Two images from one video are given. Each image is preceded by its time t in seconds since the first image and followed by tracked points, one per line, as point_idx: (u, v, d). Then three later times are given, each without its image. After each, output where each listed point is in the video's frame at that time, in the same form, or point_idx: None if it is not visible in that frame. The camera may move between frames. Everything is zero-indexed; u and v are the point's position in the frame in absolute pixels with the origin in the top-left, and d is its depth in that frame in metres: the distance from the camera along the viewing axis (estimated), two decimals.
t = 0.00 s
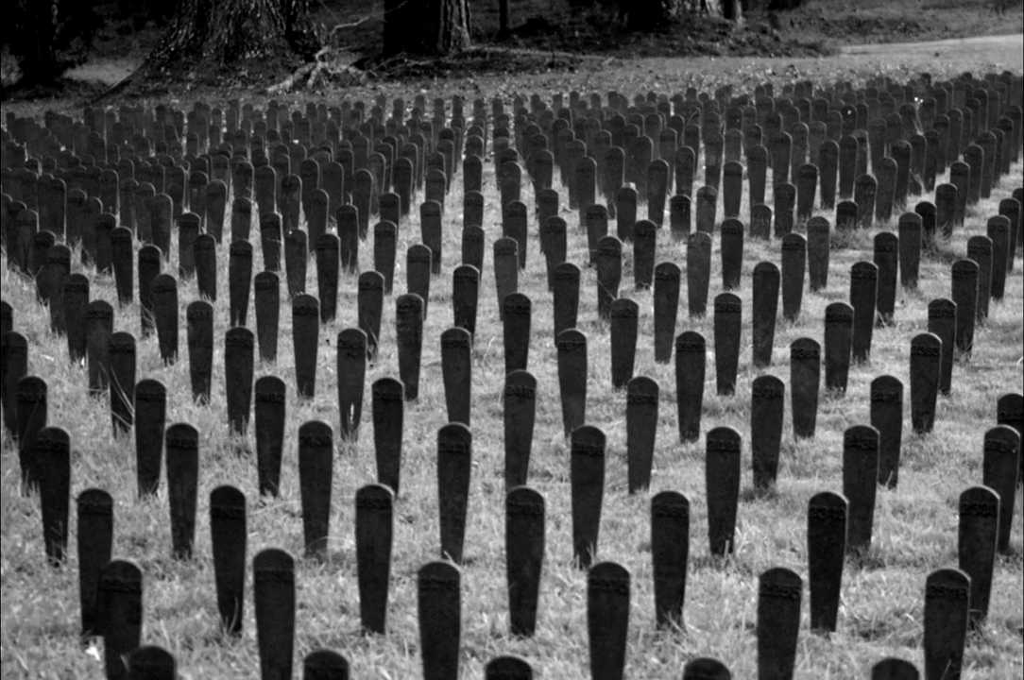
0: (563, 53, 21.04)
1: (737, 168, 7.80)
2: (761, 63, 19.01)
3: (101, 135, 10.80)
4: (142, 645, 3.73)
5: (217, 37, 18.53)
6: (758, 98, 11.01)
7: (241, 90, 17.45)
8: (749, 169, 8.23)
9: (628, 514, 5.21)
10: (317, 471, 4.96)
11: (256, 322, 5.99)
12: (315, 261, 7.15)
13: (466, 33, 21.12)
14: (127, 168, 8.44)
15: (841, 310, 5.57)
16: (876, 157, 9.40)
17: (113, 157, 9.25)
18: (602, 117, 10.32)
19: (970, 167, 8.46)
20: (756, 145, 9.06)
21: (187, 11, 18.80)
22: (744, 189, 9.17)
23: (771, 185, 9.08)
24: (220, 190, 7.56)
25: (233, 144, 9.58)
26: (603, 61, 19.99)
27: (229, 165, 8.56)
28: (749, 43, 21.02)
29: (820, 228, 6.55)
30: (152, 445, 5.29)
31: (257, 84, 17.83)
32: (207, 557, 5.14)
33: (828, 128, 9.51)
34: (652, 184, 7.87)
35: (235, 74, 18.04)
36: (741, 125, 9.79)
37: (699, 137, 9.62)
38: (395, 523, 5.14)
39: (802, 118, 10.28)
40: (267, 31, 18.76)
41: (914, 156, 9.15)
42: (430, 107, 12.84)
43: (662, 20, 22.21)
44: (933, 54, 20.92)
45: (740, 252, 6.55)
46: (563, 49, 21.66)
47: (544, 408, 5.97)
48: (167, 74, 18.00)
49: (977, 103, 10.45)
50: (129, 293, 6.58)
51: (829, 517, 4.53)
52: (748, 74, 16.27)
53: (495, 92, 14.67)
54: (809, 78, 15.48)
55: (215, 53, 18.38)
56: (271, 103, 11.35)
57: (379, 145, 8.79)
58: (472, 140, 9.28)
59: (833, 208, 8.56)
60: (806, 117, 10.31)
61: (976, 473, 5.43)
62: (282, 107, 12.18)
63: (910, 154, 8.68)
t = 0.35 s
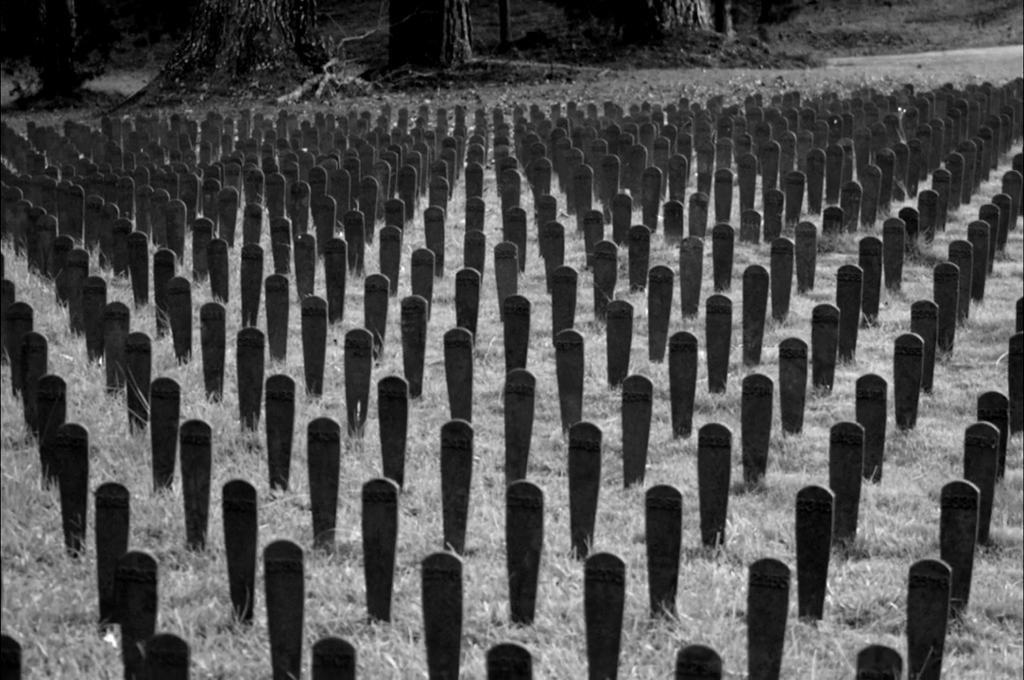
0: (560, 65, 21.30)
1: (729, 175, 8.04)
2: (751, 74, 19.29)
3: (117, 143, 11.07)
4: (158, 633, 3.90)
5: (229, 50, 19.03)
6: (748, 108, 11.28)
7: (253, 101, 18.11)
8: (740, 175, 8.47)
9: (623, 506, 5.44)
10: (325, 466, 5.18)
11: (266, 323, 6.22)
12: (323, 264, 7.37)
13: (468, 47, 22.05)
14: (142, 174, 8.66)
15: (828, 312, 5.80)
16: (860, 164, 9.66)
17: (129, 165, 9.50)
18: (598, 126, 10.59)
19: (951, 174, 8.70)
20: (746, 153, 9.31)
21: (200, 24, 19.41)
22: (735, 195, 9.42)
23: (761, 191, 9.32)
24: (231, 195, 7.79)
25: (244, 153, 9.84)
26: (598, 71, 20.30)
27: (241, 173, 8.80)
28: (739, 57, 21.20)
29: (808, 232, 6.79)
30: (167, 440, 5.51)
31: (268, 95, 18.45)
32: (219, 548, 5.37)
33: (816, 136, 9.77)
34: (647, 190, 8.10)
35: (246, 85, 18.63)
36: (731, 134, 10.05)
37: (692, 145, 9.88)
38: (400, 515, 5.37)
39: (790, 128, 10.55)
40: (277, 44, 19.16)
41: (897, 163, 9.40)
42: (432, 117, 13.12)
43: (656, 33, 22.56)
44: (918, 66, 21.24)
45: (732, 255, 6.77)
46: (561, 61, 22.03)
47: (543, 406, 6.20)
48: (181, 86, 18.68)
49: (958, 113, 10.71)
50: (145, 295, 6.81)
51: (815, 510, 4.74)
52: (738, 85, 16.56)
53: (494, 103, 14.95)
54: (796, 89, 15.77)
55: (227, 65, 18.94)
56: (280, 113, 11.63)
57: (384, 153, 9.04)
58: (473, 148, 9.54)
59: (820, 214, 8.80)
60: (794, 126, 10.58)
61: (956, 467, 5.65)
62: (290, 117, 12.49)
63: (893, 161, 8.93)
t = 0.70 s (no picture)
0: (556, 76, 21.60)
1: (720, 181, 8.28)
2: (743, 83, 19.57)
3: (132, 151, 11.35)
4: (173, 622, 4.10)
5: (241, 61, 19.64)
6: (738, 117, 11.55)
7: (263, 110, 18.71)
8: (731, 182, 8.71)
9: (619, 500, 5.66)
10: (333, 461, 5.40)
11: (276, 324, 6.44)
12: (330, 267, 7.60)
13: (471, 59, 22.43)
14: (156, 181, 8.89)
15: (816, 313, 6.02)
16: (846, 170, 9.91)
17: (144, 171, 9.77)
18: (595, 135, 10.86)
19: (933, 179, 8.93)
20: (736, 161, 9.55)
21: (213, 37, 20.09)
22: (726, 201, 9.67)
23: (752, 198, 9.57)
24: (242, 201, 8.02)
25: (255, 160, 10.10)
26: (595, 82, 20.60)
27: (251, 180, 9.05)
28: (730, 69, 21.37)
29: (797, 236, 7.02)
30: (181, 436, 5.74)
31: (278, 105, 19.02)
32: (231, 540, 5.59)
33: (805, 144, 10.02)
34: (642, 195, 8.32)
35: (257, 95, 19.22)
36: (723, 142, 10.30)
37: (685, 153, 10.14)
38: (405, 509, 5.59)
39: (779, 136, 10.81)
40: (287, 55, 19.85)
41: (882, 170, 9.65)
42: (436, 125, 13.41)
43: (650, 47, 22.73)
44: (903, 77, 21.72)
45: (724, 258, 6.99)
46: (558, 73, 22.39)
47: (542, 404, 6.43)
48: (194, 95, 19.33)
49: (940, 121, 10.96)
50: (159, 297, 7.04)
51: (803, 503, 4.95)
52: (729, 95, 16.85)
53: (493, 113, 15.25)
54: (784, 99, 16.07)
55: (238, 76, 19.56)
56: (290, 122, 11.92)
57: (390, 161, 9.28)
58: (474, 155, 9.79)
59: (808, 219, 9.05)
60: (783, 135, 10.85)
61: (939, 462, 5.88)
62: (300, 126, 12.80)
63: (879, 168, 9.17)
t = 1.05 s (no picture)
0: (552, 86, 21.94)
1: (713, 186, 8.52)
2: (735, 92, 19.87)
3: (146, 158, 11.63)
4: (185, 611, 4.31)
5: (251, 71, 20.26)
6: (730, 126, 11.82)
7: (272, 118, 19.29)
8: (723, 188, 8.95)
9: (615, 494, 5.89)
10: (340, 456, 5.62)
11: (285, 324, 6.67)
12: (337, 270, 7.82)
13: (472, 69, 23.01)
14: (170, 187, 9.13)
15: (804, 313, 6.25)
16: (834, 176, 10.16)
17: (158, 178, 10.03)
18: (591, 142, 11.12)
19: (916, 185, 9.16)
20: (727, 167, 9.80)
21: (224, 48, 20.65)
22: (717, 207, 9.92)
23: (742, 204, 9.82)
24: (253, 206, 8.26)
25: (265, 167, 10.36)
26: (593, 92, 21.06)
27: (261, 185, 9.29)
28: (722, 78, 22.15)
29: (786, 240, 7.24)
30: (193, 432, 5.96)
31: (286, 113, 19.66)
32: (242, 533, 5.81)
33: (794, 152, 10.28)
34: (637, 200, 8.56)
35: (267, 104, 19.81)
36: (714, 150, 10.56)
37: (678, 161, 10.39)
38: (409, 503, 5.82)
39: (768, 144, 11.07)
40: (295, 66, 20.44)
41: (868, 177, 9.90)
42: (439, 134, 13.71)
43: (645, 57, 23.25)
44: (888, 87, 22.42)
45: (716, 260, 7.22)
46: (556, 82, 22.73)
47: (541, 402, 6.66)
48: (206, 104, 19.91)
49: (924, 129, 11.22)
50: (172, 298, 7.28)
51: (792, 497, 5.15)
52: (722, 104, 17.13)
53: (493, 122, 15.57)
54: (774, 108, 16.37)
55: (249, 86, 20.17)
56: (298, 129, 12.21)
57: (394, 167, 9.53)
58: (475, 162, 10.04)
59: (797, 224, 9.28)
60: (773, 142, 11.11)
61: (922, 457, 6.11)
62: (308, 134, 13.11)
63: (865, 173, 9.42)
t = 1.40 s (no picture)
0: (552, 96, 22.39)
1: (705, 192, 8.76)
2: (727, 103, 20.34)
3: (160, 165, 11.90)
4: (197, 602, 4.51)
5: (260, 81, 20.75)
6: (722, 134, 12.09)
7: (281, 127, 19.84)
8: (715, 194, 9.20)
9: (611, 488, 6.12)
10: (346, 452, 5.84)
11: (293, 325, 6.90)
12: (343, 272, 8.05)
13: (474, 79, 23.44)
14: (182, 192, 9.37)
15: (794, 315, 6.47)
16: (822, 182, 10.40)
17: (171, 184, 10.27)
18: (588, 149, 11.39)
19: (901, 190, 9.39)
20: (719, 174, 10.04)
21: (234, 59, 21.15)
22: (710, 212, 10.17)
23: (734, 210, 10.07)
24: (262, 211, 8.49)
25: (274, 173, 10.61)
26: (590, 102, 21.50)
27: (271, 191, 9.53)
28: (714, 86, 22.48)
29: (777, 244, 7.47)
30: (205, 429, 6.19)
31: (294, 121, 20.10)
32: (253, 525, 6.04)
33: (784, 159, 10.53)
34: (632, 205, 8.79)
35: (275, 113, 20.32)
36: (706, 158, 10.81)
37: (672, 167, 10.64)
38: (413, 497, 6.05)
39: (759, 152, 11.34)
40: (303, 76, 20.92)
41: (855, 183, 10.12)
42: (442, 141, 14.00)
43: (640, 67, 23.76)
44: (872, 97, 23.17)
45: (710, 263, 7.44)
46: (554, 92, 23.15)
47: (541, 400, 6.89)
48: (217, 113, 20.47)
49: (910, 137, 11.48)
50: (185, 301, 7.51)
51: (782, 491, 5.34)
52: (714, 113, 17.44)
53: (494, 129, 15.88)
54: (764, 117, 16.68)
55: (258, 95, 20.67)
56: (306, 137, 12.50)
57: (399, 174, 9.78)
58: (476, 169, 10.29)
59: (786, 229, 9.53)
60: (763, 150, 11.38)
61: (907, 453, 6.33)
62: (315, 142, 13.43)
63: (852, 179, 9.66)
